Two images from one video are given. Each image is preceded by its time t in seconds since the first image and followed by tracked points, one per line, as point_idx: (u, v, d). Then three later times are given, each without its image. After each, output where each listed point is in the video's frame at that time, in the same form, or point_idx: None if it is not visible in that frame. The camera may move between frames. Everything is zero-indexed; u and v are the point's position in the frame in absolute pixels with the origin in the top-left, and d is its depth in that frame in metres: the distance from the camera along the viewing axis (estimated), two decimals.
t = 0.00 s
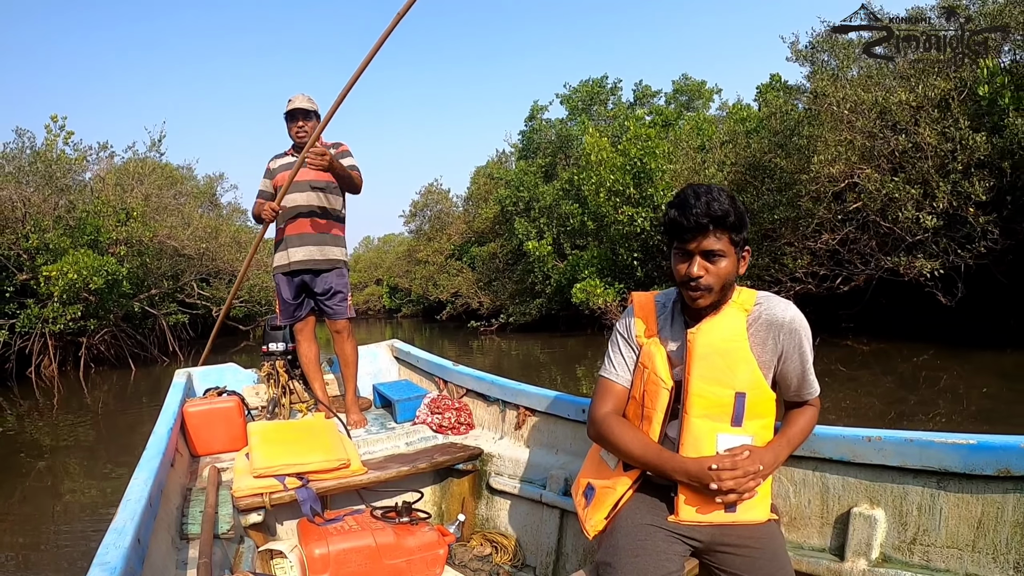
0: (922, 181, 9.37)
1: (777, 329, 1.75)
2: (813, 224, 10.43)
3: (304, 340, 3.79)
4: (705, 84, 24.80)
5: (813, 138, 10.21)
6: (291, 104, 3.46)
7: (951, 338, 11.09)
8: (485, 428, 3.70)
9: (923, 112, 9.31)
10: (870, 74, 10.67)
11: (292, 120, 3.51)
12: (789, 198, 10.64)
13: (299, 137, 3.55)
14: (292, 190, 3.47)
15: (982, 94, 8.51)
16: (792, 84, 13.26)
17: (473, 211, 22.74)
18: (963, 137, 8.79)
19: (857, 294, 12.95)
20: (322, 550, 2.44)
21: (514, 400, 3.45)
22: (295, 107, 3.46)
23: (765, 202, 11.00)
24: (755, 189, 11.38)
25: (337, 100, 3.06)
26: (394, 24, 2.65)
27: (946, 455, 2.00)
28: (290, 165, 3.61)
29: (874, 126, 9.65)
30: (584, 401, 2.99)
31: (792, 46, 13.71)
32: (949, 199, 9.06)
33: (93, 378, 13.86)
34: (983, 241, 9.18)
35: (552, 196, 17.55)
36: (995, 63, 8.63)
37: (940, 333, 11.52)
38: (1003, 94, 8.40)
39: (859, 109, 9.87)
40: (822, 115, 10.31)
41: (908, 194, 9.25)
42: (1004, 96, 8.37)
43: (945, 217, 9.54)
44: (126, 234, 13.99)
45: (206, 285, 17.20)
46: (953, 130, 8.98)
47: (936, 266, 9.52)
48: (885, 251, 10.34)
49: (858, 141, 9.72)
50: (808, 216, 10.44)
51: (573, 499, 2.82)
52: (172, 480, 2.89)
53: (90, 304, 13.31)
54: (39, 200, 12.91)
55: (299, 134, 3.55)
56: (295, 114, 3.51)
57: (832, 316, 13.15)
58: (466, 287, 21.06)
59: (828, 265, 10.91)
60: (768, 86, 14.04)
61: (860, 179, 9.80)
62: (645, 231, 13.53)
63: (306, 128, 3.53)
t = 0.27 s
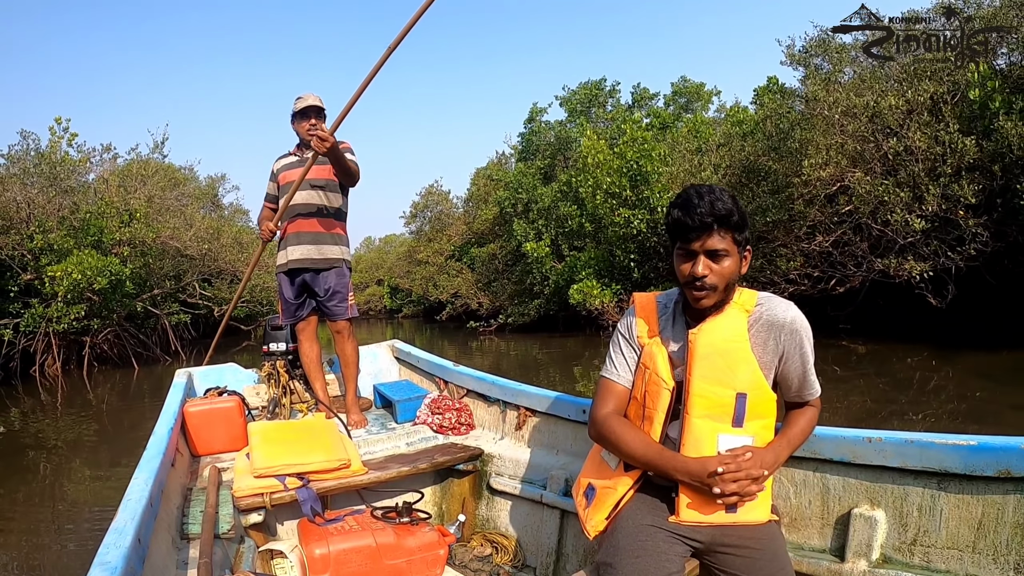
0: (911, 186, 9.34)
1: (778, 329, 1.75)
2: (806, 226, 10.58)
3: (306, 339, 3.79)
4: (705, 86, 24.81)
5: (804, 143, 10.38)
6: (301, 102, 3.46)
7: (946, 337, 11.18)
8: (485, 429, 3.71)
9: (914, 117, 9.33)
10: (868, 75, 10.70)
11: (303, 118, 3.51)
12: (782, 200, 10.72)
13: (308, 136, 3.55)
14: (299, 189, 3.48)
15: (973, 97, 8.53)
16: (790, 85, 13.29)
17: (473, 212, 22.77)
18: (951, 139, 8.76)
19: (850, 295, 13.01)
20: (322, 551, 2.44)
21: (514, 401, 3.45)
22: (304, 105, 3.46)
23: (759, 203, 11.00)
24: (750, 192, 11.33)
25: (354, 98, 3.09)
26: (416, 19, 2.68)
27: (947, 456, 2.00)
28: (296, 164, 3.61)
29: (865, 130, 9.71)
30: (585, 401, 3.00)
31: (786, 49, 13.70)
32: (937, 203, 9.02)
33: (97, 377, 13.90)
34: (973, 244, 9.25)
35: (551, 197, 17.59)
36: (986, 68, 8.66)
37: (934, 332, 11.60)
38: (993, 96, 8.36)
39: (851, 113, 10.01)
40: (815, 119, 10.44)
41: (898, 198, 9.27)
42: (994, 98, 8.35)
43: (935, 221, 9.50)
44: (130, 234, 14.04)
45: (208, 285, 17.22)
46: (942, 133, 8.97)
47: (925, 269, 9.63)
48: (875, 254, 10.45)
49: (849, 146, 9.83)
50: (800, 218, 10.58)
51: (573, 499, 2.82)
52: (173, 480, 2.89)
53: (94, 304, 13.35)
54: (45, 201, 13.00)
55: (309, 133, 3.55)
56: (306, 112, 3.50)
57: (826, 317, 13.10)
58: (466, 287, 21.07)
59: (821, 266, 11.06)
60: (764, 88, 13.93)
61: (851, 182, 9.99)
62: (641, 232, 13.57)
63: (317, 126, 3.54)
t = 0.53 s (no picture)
0: (901, 187, 9.47)
1: (778, 328, 1.75)
2: (797, 226, 10.60)
3: (307, 338, 3.78)
4: (703, 86, 24.81)
5: (798, 143, 10.35)
6: (309, 99, 3.45)
7: (943, 336, 11.22)
8: (485, 428, 3.71)
9: (904, 119, 9.37)
10: (863, 76, 10.75)
11: (311, 114, 3.51)
12: (774, 201, 10.75)
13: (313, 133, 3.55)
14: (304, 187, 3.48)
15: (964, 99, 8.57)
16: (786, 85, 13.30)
17: (473, 211, 22.76)
18: (939, 140, 8.90)
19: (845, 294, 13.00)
20: (322, 549, 2.44)
21: (514, 400, 3.45)
22: (312, 103, 3.45)
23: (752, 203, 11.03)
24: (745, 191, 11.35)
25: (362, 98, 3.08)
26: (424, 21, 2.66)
27: (947, 456, 2.00)
28: (300, 160, 3.61)
29: (855, 133, 9.77)
30: (585, 400, 3.00)
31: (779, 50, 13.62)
32: (928, 205, 9.18)
33: (100, 375, 13.92)
34: (964, 244, 9.43)
35: (548, 197, 17.61)
36: (976, 70, 8.67)
37: (928, 331, 11.65)
38: (981, 98, 8.49)
39: (843, 114, 9.96)
40: (807, 121, 10.54)
41: (888, 198, 9.37)
42: (983, 100, 8.46)
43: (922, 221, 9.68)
44: (132, 234, 14.03)
45: (210, 283, 17.22)
46: (930, 136, 9.03)
47: (915, 268, 9.76)
48: (866, 254, 10.49)
49: (839, 147, 9.88)
50: (792, 219, 10.59)
51: (574, 498, 2.82)
52: (172, 478, 2.88)
53: (97, 303, 13.37)
54: (52, 202, 13.08)
55: (316, 130, 3.55)
56: (314, 109, 3.50)
57: (822, 316, 13.08)
58: (465, 286, 21.06)
59: (813, 266, 11.05)
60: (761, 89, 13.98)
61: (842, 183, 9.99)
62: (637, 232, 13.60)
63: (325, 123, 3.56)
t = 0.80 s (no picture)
0: (892, 189, 9.64)
1: (779, 329, 1.75)
2: (790, 226, 10.67)
3: (309, 338, 3.78)
4: (702, 87, 24.86)
5: (790, 146, 10.45)
6: (316, 97, 3.46)
7: (939, 337, 11.23)
8: (486, 428, 3.70)
9: (894, 122, 9.60)
10: (858, 80, 10.85)
11: (318, 113, 3.52)
12: (767, 203, 10.89)
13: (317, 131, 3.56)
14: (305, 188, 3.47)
15: (954, 102, 8.71)
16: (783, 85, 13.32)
17: (473, 212, 22.78)
18: (928, 142, 9.07)
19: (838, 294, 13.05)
20: (322, 549, 2.45)
21: (515, 400, 3.46)
22: (319, 101, 3.46)
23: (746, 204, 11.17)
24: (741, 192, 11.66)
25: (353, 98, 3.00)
26: (408, 19, 2.56)
27: (947, 457, 2.00)
28: (302, 158, 3.60)
29: (847, 135, 9.93)
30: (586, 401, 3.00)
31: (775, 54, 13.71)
32: (919, 208, 9.28)
33: (103, 374, 13.93)
34: (954, 245, 9.53)
35: (546, 198, 17.65)
36: (967, 74, 8.80)
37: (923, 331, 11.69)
38: (968, 100, 8.64)
39: (835, 117, 10.19)
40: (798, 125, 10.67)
41: (878, 200, 9.51)
42: (971, 104, 8.61)
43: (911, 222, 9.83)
44: (136, 235, 14.05)
45: (211, 283, 17.23)
46: (919, 139, 9.20)
47: (905, 268, 9.87)
48: (858, 255, 10.55)
49: (831, 149, 10.00)
50: (784, 220, 10.67)
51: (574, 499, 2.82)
52: (173, 478, 2.89)
53: (101, 303, 13.38)
54: (61, 204, 13.15)
55: (322, 128, 3.56)
56: (321, 108, 3.51)
57: (818, 316, 13.14)
58: (465, 286, 21.08)
59: (807, 267, 11.08)
60: (758, 90, 14.03)
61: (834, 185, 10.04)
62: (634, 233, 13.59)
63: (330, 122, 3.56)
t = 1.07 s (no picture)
0: (881, 189, 9.72)
1: (780, 331, 1.76)
2: (783, 226, 10.75)
3: (310, 339, 3.79)
4: (700, 88, 24.88)
5: (781, 150, 10.72)
6: (315, 98, 3.47)
7: (934, 338, 11.25)
8: (487, 429, 3.71)
9: (883, 125, 9.75)
10: (849, 81, 10.88)
11: (317, 115, 3.53)
12: (762, 204, 11.06)
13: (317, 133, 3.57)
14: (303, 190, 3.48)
15: (944, 103, 8.85)
16: (779, 86, 13.33)
17: (474, 213, 22.78)
18: (915, 142, 9.17)
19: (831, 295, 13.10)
20: (324, 550, 2.45)
21: (516, 402, 3.46)
22: (320, 103, 3.47)
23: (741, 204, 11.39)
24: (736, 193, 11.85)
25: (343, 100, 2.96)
26: (395, 21, 2.49)
27: (948, 458, 2.01)
28: (303, 160, 3.62)
29: (838, 136, 9.99)
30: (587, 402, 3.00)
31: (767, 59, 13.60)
32: (908, 209, 9.39)
33: (107, 375, 13.94)
34: (944, 246, 9.55)
35: (544, 200, 17.68)
36: (956, 74, 8.91)
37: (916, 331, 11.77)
38: (958, 101, 8.81)
39: (827, 119, 10.32)
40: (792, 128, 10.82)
41: (867, 201, 9.58)
42: (960, 105, 8.76)
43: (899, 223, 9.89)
44: (139, 238, 14.07)
45: (213, 285, 17.24)
46: (908, 141, 9.27)
47: (896, 268, 9.96)
48: (849, 255, 10.61)
49: (822, 151, 10.06)
50: (778, 221, 10.78)
51: (575, 500, 2.83)
52: (174, 479, 2.89)
53: (105, 305, 13.40)
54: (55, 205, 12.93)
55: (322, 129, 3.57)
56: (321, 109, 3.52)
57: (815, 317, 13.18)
58: (465, 287, 21.08)
59: (801, 268, 11.11)
60: (754, 92, 13.96)
61: (825, 186, 10.09)
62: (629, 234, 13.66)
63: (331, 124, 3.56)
